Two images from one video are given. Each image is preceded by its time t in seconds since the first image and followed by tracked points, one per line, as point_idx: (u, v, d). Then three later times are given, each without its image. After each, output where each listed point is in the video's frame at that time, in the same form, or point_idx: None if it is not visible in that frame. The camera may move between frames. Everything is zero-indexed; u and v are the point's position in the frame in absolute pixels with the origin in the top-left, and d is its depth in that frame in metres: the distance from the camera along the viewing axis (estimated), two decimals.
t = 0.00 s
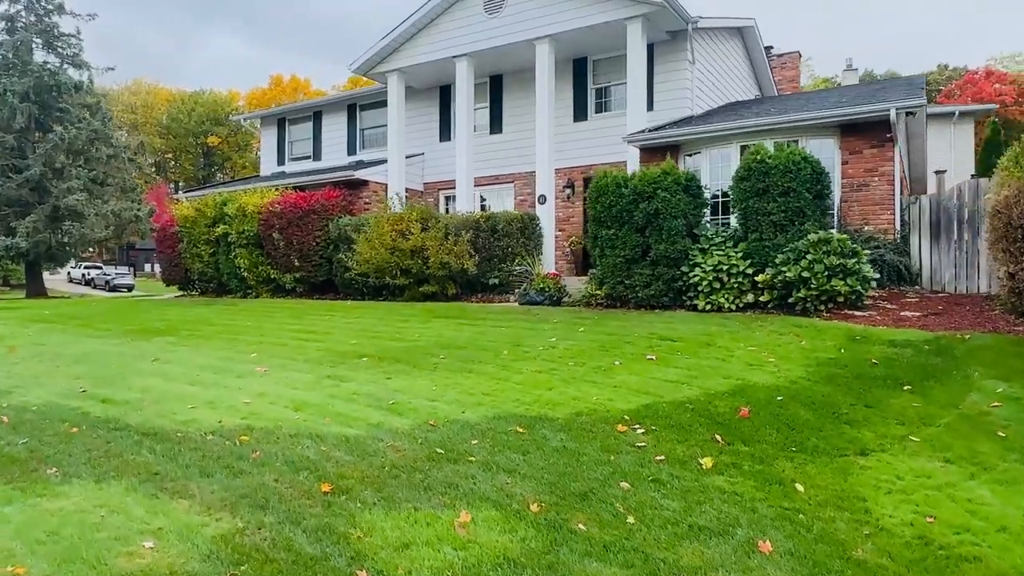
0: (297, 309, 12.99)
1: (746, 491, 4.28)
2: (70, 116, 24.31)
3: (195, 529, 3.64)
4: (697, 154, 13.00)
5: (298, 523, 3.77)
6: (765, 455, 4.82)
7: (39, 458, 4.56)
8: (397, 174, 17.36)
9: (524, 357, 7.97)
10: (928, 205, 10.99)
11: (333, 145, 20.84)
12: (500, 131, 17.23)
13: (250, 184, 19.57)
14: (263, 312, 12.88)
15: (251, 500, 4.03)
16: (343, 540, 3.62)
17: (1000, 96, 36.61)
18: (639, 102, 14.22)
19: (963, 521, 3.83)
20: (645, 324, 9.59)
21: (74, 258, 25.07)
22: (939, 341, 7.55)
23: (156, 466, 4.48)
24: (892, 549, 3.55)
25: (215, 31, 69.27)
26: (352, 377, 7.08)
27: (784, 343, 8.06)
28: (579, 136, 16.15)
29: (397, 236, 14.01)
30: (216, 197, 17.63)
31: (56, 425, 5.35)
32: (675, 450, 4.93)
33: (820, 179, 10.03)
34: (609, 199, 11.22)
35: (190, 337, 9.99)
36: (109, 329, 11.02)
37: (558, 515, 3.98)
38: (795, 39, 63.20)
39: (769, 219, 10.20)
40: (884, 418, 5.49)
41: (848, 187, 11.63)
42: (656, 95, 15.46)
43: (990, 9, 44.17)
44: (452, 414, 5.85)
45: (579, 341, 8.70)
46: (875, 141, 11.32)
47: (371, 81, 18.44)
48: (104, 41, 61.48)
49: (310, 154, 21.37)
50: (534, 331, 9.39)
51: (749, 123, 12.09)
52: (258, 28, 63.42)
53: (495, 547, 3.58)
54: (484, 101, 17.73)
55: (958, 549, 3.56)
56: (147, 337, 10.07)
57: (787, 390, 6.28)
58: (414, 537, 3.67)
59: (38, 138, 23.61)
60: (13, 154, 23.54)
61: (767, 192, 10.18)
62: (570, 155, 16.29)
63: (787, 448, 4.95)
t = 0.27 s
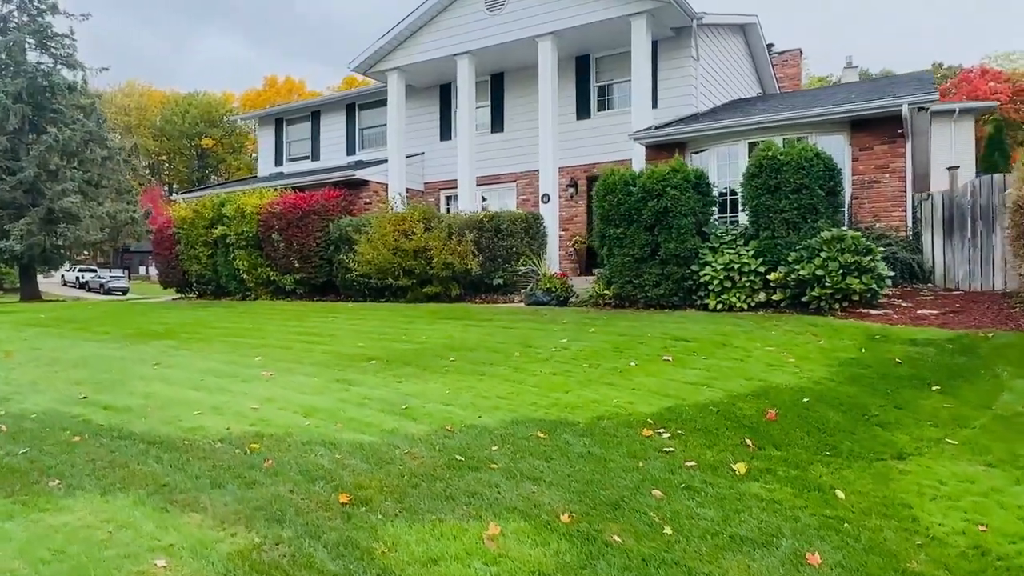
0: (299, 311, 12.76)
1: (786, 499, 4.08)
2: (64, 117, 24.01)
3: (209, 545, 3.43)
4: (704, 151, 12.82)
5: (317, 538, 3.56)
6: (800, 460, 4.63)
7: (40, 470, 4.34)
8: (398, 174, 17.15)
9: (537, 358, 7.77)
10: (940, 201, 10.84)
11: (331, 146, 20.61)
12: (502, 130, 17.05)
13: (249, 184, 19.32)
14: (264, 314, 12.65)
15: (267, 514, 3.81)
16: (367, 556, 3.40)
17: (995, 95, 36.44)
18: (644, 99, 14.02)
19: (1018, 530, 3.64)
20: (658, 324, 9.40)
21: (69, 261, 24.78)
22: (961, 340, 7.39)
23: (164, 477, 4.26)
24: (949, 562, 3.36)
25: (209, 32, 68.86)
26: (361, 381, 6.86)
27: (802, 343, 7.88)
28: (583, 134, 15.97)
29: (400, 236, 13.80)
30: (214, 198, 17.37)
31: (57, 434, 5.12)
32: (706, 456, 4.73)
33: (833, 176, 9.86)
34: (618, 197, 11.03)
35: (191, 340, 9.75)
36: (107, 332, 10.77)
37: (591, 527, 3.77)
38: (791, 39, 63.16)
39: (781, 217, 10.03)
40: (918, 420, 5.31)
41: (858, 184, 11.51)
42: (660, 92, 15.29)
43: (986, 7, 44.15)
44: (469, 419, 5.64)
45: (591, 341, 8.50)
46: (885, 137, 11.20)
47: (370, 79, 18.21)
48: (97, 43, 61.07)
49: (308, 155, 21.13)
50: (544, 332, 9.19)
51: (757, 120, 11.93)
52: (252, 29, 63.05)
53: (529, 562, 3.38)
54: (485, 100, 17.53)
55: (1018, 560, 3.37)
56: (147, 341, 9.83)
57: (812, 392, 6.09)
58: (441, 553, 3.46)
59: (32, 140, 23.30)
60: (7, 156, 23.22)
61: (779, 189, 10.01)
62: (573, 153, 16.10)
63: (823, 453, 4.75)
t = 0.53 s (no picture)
0: (304, 316, 12.51)
1: (837, 517, 3.86)
2: (62, 120, 23.74)
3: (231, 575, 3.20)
4: (717, 150, 12.59)
5: (346, 565, 3.33)
6: (846, 474, 4.41)
7: (47, 491, 4.11)
8: (402, 176, 16.92)
9: (555, 365, 7.54)
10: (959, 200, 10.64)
11: (333, 147, 20.37)
12: (507, 130, 16.83)
13: (250, 187, 19.10)
14: (269, 319, 12.41)
15: (290, 538, 3.58)
16: None
17: (996, 92, 36.12)
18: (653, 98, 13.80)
19: None
20: (675, 328, 9.18)
21: (67, 265, 24.56)
22: (993, 343, 7.18)
23: (177, 498, 4.03)
24: None
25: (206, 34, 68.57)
26: (376, 390, 6.64)
27: (827, 347, 7.67)
28: (590, 134, 15.76)
29: (406, 239, 13.59)
30: (215, 201, 17.13)
31: (63, 450, 4.89)
32: (746, 470, 4.51)
33: (852, 174, 9.65)
34: (630, 198, 10.80)
35: (197, 347, 9.51)
36: (110, 340, 10.53)
37: (635, 550, 3.54)
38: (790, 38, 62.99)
39: (798, 217, 9.81)
40: (961, 430, 5.09)
41: (875, 183, 11.30)
42: (668, 90, 15.07)
43: (987, 5, 44.00)
44: (491, 430, 5.41)
45: (609, 347, 8.27)
46: (902, 135, 10.98)
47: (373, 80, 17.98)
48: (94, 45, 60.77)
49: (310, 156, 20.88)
50: (559, 337, 8.96)
51: (771, 118, 11.72)
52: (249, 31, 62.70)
53: None
54: (490, 100, 17.31)
55: None
56: (151, 348, 9.59)
57: (846, 399, 5.87)
58: None
59: (30, 143, 23.04)
60: (5, 160, 22.95)
61: (796, 188, 9.79)
62: (581, 153, 15.90)
63: (868, 466, 4.53)
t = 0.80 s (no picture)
0: (315, 319, 12.33)
1: (897, 530, 3.66)
2: (67, 124, 23.61)
3: None
4: (733, 147, 12.38)
5: None
6: (898, 483, 4.20)
7: (64, 506, 3.92)
8: (411, 177, 16.75)
9: (578, 369, 7.34)
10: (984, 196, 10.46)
11: (340, 149, 20.20)
12: (517, 129, 16.64)
13: (257, 189, 18.93)
14: (279, 323, 12.23)
15: (322, 557, 3.38)
16: None
17: (1002, 89, 36.02)
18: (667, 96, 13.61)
19: None
20: (697, 329, 8.97)
21: (73, 270, 24.38)
22: None
23: (200, 514, 3.83)
24: None
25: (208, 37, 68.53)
26: (397, 396, 6.45)
27: (858, 348, 7.46)
28: (601, 133, 15.56)
29: (417, 240, 13.41)
30: (222, 203, 16.97)
31: (79, 462, 4.71)
32: (793, 479, 4.31)
33: (875, 171, 9.45)
34: (647, 197, 10.61)
35: (208, 352, 9.33)
36: (119, 345, 10.35)
37: (687, 568, 3.34)
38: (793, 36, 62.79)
39: (821, 215, 9.61)
40: (1012, 435, 4.88)
41: (897, 180, 11.10)
42: (681, 88, 14.87)
43: (991, 3, 43.87)
44: (520, 438, 5.22)
45: (631, 350, 8.07)
46: (925, 131, 10.77)
47: (381, 80, 17.80)
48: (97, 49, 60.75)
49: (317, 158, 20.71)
50: (579, 340, 8.76)
51: (789, 115, 11.53)
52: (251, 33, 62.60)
53: None
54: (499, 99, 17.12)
55: None
56: (161, 353, 9.41)
57: (885, 403, 5.67)
58: None
59: (35, 147, 22.91)
60: (10, 163, 22.83)
61: (818, 186, 9.60)
62: (592, 152, 15.70)
63: (920, 474, 4.32)
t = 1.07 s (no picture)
0: (331, 322, 12.19)
1: (974, 542, 3.47)
2: (78, 127, 23.56)
3: None
4: (755, 144, 12.17)
5: None
6: (966, 492, 4.00)
7: (97, 520, 3.77)
8: (424, 177, 16.61)
9: (609, 371, 7.16)
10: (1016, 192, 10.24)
11: (352, 150, 20.07)
12: (531, 128, 16.47)
13: (269, 192, 18.82)
14: (296, 326, 12.10)
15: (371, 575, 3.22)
16: None
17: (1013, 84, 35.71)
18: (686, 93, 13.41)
19: None
20: (726, 331, 8.78)
21: (85, 274, 24.34)
22: None
23: (240, 528, 3.67)
24: None
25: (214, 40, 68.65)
26: (427, 402, 6.29)
27: (896, 348, 7.25)
28: (618, 132, 15.38)
29: (433, 241, 13.25)
30: (236, 205, 16.85)
31: (107, 472, 4.56)
32: (854, 488, 4.12)
33: (905, 167, 9.26)
34: (670, 195, 10.42)
35: (228, 356, 9.20)
36: (137, 349, 10.23)
37: None
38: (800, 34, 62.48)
39: (851, 212, 9.40)
40: None
41: (925, 176, 10.89)
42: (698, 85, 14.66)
43: None
44: (560, 445, 5.05)
45: (661, 352, 7.89)
46: (954, 125, 10.55)
47: (393, 80, 17.65)
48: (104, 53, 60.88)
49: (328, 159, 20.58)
50: (605, 342, 8.58)
51: (814, 111, 11.32)
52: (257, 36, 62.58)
53: None
54: (513, 98, 16.94)
55: None
56: (181, 357, 9.28)
57: (937, 406, 5.46)
58: None
59: (47, 151, 22.87)
60: (22, 168, 22.79)
61: (848, 183, 9.39)
62: (608, 151, 15.51)
63: (987, 483, 4.13)
